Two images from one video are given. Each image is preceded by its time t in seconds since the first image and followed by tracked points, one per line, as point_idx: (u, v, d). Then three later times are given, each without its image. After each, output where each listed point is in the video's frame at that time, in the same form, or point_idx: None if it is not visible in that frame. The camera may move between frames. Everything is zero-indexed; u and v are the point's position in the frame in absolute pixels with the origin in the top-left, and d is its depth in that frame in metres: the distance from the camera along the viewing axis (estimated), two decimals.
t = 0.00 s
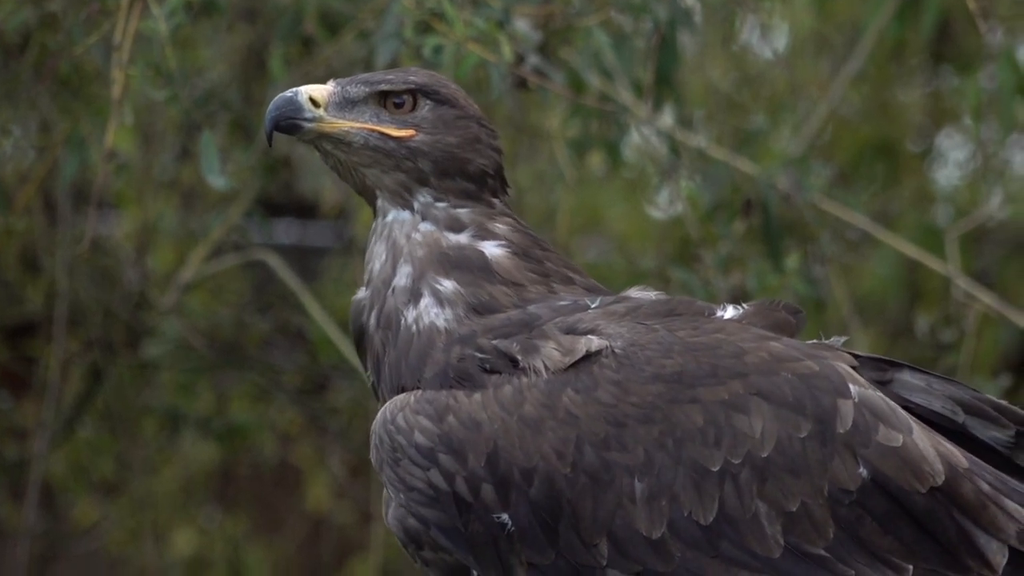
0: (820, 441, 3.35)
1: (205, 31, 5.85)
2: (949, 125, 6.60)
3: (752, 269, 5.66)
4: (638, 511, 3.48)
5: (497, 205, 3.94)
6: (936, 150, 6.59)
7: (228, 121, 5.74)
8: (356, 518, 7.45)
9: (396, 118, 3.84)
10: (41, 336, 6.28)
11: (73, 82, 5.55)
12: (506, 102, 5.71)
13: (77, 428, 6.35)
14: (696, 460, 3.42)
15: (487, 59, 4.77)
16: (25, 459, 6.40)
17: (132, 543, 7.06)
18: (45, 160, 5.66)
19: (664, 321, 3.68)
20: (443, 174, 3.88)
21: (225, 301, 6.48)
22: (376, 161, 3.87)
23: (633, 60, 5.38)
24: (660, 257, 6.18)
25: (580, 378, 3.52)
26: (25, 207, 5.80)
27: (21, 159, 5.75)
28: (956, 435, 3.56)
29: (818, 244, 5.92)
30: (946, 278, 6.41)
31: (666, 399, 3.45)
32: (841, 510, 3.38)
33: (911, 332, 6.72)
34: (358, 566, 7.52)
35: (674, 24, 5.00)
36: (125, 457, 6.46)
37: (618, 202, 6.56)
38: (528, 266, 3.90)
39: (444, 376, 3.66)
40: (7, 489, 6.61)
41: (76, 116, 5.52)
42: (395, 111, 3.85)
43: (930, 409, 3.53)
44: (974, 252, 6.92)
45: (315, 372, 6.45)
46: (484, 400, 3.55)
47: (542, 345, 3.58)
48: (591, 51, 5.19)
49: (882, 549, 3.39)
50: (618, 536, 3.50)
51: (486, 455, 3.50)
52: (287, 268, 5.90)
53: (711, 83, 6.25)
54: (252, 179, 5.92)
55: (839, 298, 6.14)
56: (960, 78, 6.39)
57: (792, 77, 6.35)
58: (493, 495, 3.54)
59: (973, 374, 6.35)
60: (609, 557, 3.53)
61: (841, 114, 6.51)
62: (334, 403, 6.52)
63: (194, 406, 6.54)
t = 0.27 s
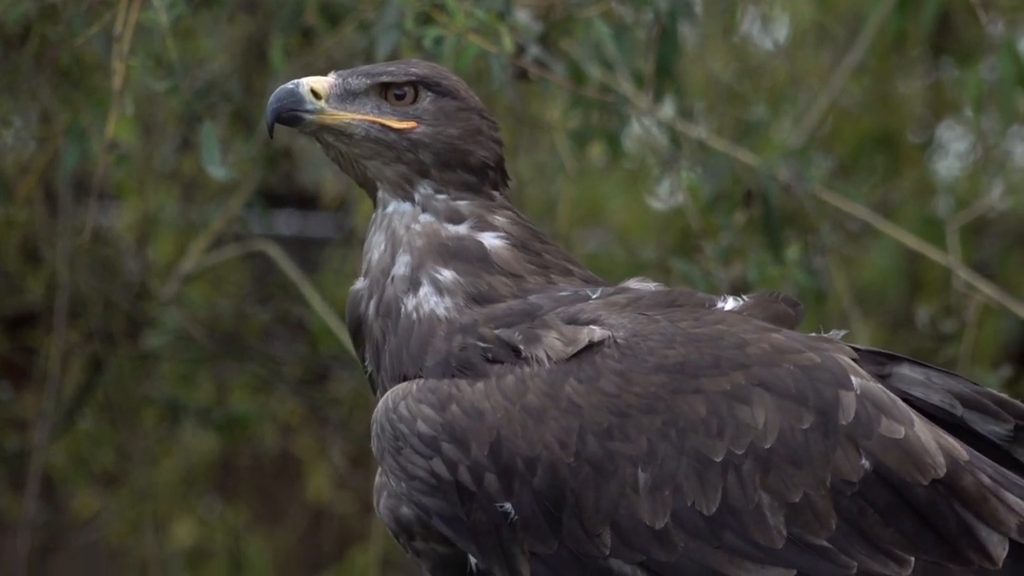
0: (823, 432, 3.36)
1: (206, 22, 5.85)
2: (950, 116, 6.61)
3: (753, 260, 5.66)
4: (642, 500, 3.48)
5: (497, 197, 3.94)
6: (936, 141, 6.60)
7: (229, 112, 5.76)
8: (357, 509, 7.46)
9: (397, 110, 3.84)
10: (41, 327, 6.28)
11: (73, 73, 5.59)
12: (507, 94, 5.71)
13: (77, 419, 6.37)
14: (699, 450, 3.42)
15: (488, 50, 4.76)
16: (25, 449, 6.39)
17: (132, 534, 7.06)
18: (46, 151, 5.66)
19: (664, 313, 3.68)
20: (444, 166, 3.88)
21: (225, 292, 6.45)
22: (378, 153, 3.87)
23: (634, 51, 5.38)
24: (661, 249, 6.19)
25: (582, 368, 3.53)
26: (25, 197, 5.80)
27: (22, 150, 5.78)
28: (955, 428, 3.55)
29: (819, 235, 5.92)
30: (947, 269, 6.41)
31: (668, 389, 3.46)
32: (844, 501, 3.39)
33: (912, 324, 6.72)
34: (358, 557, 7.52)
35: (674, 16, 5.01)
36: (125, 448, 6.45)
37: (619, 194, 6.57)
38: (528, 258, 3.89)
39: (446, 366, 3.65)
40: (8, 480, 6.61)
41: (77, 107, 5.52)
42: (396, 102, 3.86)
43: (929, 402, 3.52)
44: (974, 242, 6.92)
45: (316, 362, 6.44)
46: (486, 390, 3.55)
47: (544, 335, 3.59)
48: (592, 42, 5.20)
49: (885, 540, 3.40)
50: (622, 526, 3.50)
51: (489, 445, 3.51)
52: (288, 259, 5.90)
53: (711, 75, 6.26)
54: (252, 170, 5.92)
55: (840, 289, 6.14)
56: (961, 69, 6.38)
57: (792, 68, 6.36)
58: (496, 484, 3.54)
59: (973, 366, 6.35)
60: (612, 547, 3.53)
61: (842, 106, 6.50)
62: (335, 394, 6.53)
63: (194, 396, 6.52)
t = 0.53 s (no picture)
0: (825, 424, 3.37)
1: (208, 16, 5.85)
2: (951, 109, 6.57)
3: (755, 254, 5.65)
4: (645, 494, 3.49)
5: (497, 193, 3.94)
6: (939, 135, 6.55)
7: (231, 106, 5.83)
8: (358, 503, 7.46)
9: (399, 105, 3.84)
10: (45, 321, 6.25)
11: (75, 67, 5.55)
12: (509, 88, 5.70)
13: (81, 414, 6.34)
14: (702, 443, 3.43)
15: (490, 44, 4.74)
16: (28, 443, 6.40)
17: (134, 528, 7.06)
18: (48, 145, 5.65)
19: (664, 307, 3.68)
20: (446, 161, 3.88)
21: (228, 285, 6.49)
22: (379, 148, 3.87)
23: (635, 44, 5.38)
24: (663, 242, 6.19)
25: (585, 363, 3.52)
26: (27, 191, 5.81)
27: (24, 144, 5.80)
28: (955, 419, 3.55)
29: (821, 228, 5.92)
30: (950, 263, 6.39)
31: (670, 382, 3.46)
32: (846, 492, 3.39)
33: (915, 317, 6.72)
34: (360, 552, 7.52)
35: (676, 9, 5.00)
36: (128, 442, 6.41)
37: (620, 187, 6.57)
38: (528, 255, 3.89)
39: (447, 362, 3.65)
40: (10, 474, 6.62)
41: (79, 101, 5.52)
42: (397, 97, 3.85)
43: (930, 393, 3.52)
44: (976, 237, 6.92)
45: (318, 356, 6.43)
46: (488, 385, 3.55)
47: (545, 330, 3.59)
48: (594, 35, 5.23)
49: (888, 530, 3.40)
50: (626, 520, 3.51)
51: (491, 440, 3.51)
52: (290, 253, 5.90)
53: (713, 68, 6.25)
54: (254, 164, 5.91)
55: (842, 283, 6.13)
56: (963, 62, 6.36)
57: (794, 62, 6.35)
58: (499, 480, 3.54)
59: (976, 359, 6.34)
60: (616, 540, 3.53)
61: (844, 99, 6.54)
62: (337, 388, 6.52)
63: (196, 390, 6.53)
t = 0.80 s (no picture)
0: (828, 424, 3.36)
1: (210, 14, 5.85)
2: (953, 107, 6.59)
3: (758, 252, 5.65)
4: (649, 492, 3.47)
5: (498, 196, 3.94)
6: (941, 133, 6.58)
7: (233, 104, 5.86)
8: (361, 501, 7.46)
9: (406, 103, 3.82)
10: (46, 319, 6.24)
11: (78, 64, 5.54)
12: (512, 86, 5.70)
13: (82, 412, 6.35)
14: (706, 441, 3.42)
15: (493, 42, 4.73)
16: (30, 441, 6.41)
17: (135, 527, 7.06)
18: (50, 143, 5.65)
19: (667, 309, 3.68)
20: (450, 161, 3.87)
21: (230, 283, 6.48)
22: (385, 147, 3.85)
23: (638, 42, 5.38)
24: (665, 241, 6.19)
25: (589, 362, 3.51)
26: (30, 189, 5.81)
27: (26, 141, 5.80)
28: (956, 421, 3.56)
29: (823, 226, 5.92)
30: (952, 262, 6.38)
31: (673, 381, 3.45)
32: (849, 491, 3.39)
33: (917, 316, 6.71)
34: (362, 550, 7.52)
35: (679, 7, 5.00)
36: (130, 440, 6.47)
37: (623, 185, 6.56)
38: (530, 258, 3.88)
39: (450, 361, 3.63)
40: (13, 471, 6.63)
41: (82, 99, 5.52)
42: (404, 96, 3.83)
43: (930, 396, 3.52)
44: (978, 235, 6.92)
45: (320, 354, 6.42)
46: (492, 383, 3.53)
47: (550, 329, 3.58)
48: (597, 34, 5.17)
49: (890, 529, 3.40)
50: (629, 518, 3.49)
51: (495, 437, 3.49)
52: (292, 251, 5.89)
53: (715, 66, 6.25)
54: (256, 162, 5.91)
55: (845, 282, 6.13)
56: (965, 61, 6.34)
57: (796, 60, 6.35)
58: (503, 476, 3.52)
59: (978, 358, 6.34)
60: (619, 537, 3.52)
61: (846, 97, 6.55)
62: (339, 386, 6.52)
63: (197, 388, 6.53)
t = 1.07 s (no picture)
0: (834, 425, 3.29)
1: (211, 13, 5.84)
2: (956, 106, 6.60)
3: (760, 251, 5.65)
4: (659, 490, 3.39)
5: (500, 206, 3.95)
6: (943, 131, 6.60)
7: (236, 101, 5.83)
8: (363, 499, 7.47)
9: (434, 115, 3.80)
10: (48, 317, 6.25)
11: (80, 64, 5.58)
12: (514, 85, 5.70)
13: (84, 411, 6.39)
14: (713, 441, 3.34)
15: (494, 40, 4.72)
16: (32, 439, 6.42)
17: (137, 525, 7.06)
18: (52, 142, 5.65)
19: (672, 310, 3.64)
20: (467, 175, 3.88)
21: (232, 281, 6.49)
22: (411, 157, 3.80)
23: (639, 41, 5.38)
24: (667, 239, 6.19)
25: (596, 363, 3.46)
26: (32, 188, 5.80)
27: (28, 140, 5.80)
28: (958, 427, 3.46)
29: (825, 225, 5.92)
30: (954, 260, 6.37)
31: (680, 382, 3.39)
32: (857, 492, 3.31)
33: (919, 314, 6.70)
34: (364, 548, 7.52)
35: (681, 6, 4.99)
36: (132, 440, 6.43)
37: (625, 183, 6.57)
38: (539, 264, 3.87)
39: (458, 363, 3.58)
40: (14, 470, 6.62)
41: (83, 98, 5.52)
42: (430, 108, 3.80)
43: (930, 401, 3.44)
44: (979, 234, 6.91)
45: (322, 353, 6.41)
46: (500, 383, 3.47)
47: (555, 331, 3.53)
48: (599, 32, 5.25)
49: (898, 530, 3.31)
50: (638, 517, 3.41)
51: (504, 437, 3.42)
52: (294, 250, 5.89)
53: (717, 65, 6.26)
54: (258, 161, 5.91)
55: (847, 280, 6.12)
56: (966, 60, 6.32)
57: (798, 59, 6.35)
58: (511, 476, 3.44)
59: (980, 356, 6.33)
60: (628, 536, 3.44)
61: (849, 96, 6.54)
62: (341, 385, 6.51)
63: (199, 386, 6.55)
